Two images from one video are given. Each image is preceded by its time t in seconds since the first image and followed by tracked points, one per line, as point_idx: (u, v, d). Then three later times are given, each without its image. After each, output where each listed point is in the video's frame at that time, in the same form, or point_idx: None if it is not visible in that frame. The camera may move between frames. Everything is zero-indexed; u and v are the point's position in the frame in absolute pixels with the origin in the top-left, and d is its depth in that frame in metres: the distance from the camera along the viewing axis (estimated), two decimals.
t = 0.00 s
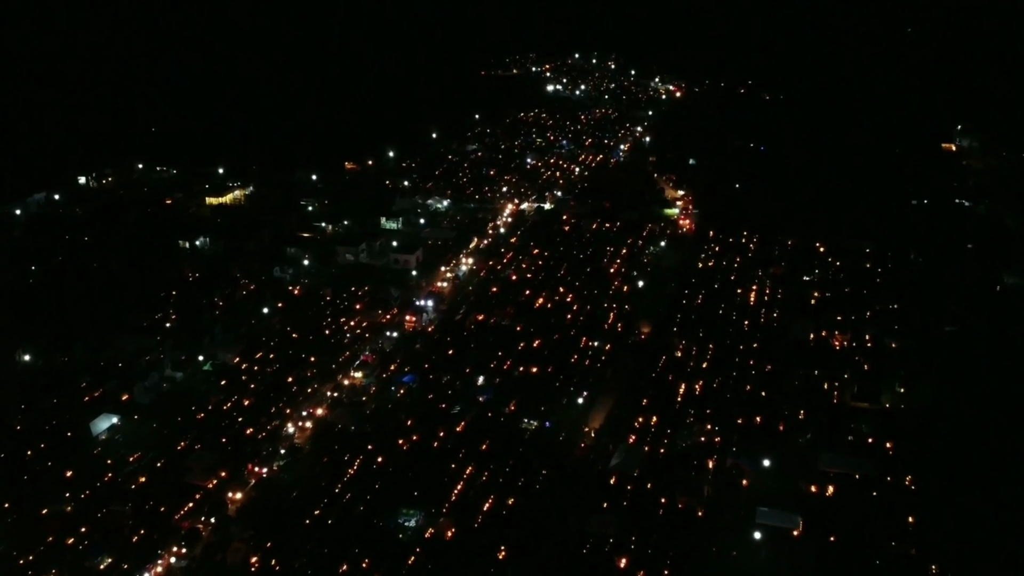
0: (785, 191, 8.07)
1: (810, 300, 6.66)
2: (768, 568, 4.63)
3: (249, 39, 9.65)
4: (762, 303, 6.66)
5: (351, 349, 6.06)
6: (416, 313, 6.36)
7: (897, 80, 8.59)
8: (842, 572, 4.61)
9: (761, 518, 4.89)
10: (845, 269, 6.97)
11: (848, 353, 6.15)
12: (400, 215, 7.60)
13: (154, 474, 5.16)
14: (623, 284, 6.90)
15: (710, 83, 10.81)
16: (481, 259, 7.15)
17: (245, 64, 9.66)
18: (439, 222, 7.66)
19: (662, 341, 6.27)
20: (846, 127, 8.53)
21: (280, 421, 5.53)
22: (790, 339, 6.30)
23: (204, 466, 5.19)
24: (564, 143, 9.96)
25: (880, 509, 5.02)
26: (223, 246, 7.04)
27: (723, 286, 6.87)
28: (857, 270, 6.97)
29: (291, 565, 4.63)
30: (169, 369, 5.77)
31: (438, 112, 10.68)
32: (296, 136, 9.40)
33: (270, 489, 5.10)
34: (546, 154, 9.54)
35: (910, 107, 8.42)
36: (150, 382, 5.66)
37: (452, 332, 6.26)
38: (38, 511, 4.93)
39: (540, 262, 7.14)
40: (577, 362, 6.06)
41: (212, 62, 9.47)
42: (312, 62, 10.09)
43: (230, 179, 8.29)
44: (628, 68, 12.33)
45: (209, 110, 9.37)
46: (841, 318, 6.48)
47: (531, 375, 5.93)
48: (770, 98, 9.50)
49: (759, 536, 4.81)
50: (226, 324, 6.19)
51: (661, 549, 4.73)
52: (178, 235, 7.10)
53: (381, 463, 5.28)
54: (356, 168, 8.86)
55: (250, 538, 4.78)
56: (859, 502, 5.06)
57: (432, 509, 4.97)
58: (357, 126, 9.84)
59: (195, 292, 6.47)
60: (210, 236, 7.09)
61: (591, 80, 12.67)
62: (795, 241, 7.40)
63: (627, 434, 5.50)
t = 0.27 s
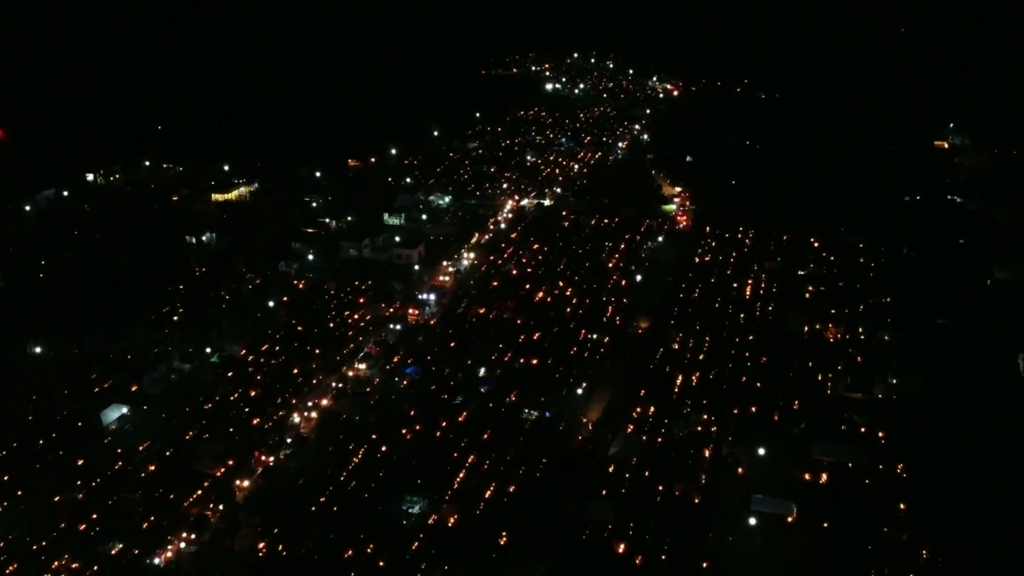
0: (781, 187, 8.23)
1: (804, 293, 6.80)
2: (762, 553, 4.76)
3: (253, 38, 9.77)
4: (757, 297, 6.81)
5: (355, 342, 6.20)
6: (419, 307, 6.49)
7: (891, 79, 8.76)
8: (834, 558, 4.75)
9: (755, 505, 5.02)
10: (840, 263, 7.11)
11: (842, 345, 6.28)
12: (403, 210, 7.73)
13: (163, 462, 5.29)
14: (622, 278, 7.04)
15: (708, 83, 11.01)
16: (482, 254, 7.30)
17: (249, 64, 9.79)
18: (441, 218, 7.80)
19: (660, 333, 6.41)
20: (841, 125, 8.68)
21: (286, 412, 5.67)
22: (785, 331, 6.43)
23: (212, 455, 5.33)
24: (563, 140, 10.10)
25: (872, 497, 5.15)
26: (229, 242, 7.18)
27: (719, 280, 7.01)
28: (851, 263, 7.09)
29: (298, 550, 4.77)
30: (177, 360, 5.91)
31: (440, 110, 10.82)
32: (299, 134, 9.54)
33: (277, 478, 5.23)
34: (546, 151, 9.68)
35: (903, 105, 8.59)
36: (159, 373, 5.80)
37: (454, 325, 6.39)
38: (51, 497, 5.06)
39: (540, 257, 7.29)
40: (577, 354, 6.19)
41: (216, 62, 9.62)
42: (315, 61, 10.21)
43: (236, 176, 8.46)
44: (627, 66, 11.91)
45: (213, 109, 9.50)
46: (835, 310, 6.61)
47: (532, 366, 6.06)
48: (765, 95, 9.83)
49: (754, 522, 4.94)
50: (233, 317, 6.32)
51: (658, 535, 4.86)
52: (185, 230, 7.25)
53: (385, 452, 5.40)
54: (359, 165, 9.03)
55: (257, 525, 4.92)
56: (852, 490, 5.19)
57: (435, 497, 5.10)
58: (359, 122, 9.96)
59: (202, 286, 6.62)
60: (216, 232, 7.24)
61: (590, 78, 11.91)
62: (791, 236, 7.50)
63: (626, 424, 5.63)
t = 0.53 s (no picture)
0: (776, 183, 8.39)
1: (799, 288, 6.94)
2: (757, 539, 4.89)
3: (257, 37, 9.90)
4: (753, 291, 6.95)
5: (358, 335, 6.33)
6: (422, 301, 6.64)
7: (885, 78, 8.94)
8: (827, 543, 4.87)
9: (750, 492, 5.14)
10: (834, 258, 7.25)
11: (835, 338, 6.42)
12: (405, 207, 7.88)
13: (172, 452, 5.41)
14: (620, 273, 7.18)
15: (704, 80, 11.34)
16: (483, 250, 7.45)
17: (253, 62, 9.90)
18: (443, 214, 7.96)
19: (657, 326, 6.54)
20: (835, 123, 8.85)
21: (292, 402, 5.79)
22: (780, 324, 6.57)
23: (220, 444, 5.45)
24: (562, 138, 10.26)
25: (864, 485, 5.28)
26: (235, 237, 7.33)
27: (716, 274, 7.15)
28: (845, 259, 7.24)
29: (304, 536, 4.89)
30: (185, 352, 6.04)
31: (441, 109, 10.99)
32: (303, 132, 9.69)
33: (283, 466, 5.36)
34: (546, 149, 9.86)
35: (896, 104, 8.76)
36: (167, 365, 5.93)
37: (456, 319, 6.53)
38: (63, 486, 5.18)
39: (540, 252, 7.44)
40: (576, 346, 6.33)
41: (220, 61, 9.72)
42: (318, 61, 10.35)
43: (242, 173, 8.60)
44: (625, 66, 12.40)
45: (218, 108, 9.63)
46: (829, 304, 6.75)
47: (532, 358, 6.20)
48: (761, 95, 10.12)
49: (749, 508, 5.07)
50: (239, 311, 6.46)
51: (656, 522, 4.99)
52: (191, 226, 7.39)
53: (388, 441, 5.53)
54: (362, 162, 9.18)
55: (264, 511, 5.05)
56: (845, 478, 5.31)
57: (438, 484, 5.22)
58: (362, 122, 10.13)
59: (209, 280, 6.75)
60: (222, 228, 7.39)
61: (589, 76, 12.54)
62: (785, 231, 7.67)
63: (624, 414, 5.76)
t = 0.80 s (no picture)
0: (772, 180, 8.55)
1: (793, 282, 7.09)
2: (753, 525, 5.02)
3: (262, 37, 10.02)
4: (749, 285, 7.09)
5: (362, 328, 6.47)
6: (424, 294, 6.79)
7: (878, 78, 9.12)
8: (820, 529, 5.01)
9: (746, 480, 5.28)
10: (828, 254, 7.40)
11: (829, 330, 6.57)
12: (408, 203, 8.04)
13: (180, 441, 5.54)
14: (618, 267, 7.33)
15: (701, 80, 11.45)
16: (485, 245, 7.61)
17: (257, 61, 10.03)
18: (445, 210, 8.12)
19: (655, 319, 6.69)
20: (830, 121, 9.01)
21: (297, 393, 5.92)
22: (775, 318, 6.71)
23: (228, 434, 5.58)
24: (562, 136, 10.42)
25: (857, 473, 5.41)
26: (240, 233, 7.48)
27: (712, 269, 7.30)
28: (839, 254, 7.39)
29: (311, 523, 5.02)
30: (192, 345, 6.18)
31: (442, 107, 11.16)
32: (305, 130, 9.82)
33: (290, 455, 5.49)
34: (546, 147, 10.03)
35: (890, 102, 8.93)
36: (175, 357, 6.07)
37: (458, 312, 6.68)
38: (74, 474, 5.30)
39: (540, 248, 7.59)
40: (575, 339, 6.47)
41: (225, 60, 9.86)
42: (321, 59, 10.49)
43: (247, 170, 8.70)
44: (623, 65, 12.63)
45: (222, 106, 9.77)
46: (823, 298, 6.89)
47: (533, 350, 6.34)
48: (756, 94, 10.25)
49: (745, 495, 5.20)
50: (245, 305, 6.61)
51: (654, 509, 5.12)
52: (198, 222, 7.56)
53: (392, 431, 5.66)
54: (365, 160, 9.34)
55: (272, 499, 5.17)
56: (838, 466, 5.45)
57: (441, 472, 5.35)
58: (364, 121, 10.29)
59: (216, 275, 6.90)
60: (228, 224, 7.55)
61: (588, 75, 12.70)
62: (780, 227, 7.84)
63: (622, 405, 5.89)
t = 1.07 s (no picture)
0: (767, 177, 8.72)
1: (788, 276, 7.24)
2: (747, 511, 5.16)
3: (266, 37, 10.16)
4: (744, 279, 7.24)
5: (366, 321, 6.61)
6: (426, 288, 6.94)
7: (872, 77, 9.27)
8: (814, 516, 5.14)
9: (741, 468, 5.41)
10: (822, 249, 7.56)
11: (823, 323, 6.70)
12: (410, 200, 8.20)
13: (189, 431, 5.66)
14: (616, 262, 7.48)
15: (698, 79, 11.56)
16: (486, 240, 7.77)
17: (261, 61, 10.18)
18: (446, 206, 8.28)
19: (652, 313, 6.83)
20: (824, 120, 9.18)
21: (303, 384, 6.06)
22: (770, 311, 6.85)
23: (235, 424, 5.71)
24: (561, 134, 10.58)
25: (851, 461, 5.54)
26: (245, 229, 7.65)
27: (709, 264, 7.45)
28: (833, 249, 7.55)
29: (317, 510, 5.15)
30: (199, 338, 6.33)
31: (442, 106, 11.32)
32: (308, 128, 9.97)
33: (295, 444, 5.62)
34: (545, 145, 10.20)
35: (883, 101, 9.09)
36: (183, 349, 6.21)
37: (460, 306, 6.83)
38: (85, 462, 5.43)
39: (540, 243, 7.76)
40: (574, 332, 6.61)
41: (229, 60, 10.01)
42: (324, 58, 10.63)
43: (252, 168, 8.86)
44: (621, 65, 12.57)
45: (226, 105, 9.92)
46: (817, 292, 7.03)
47: (533, 343, 6.47)
48: (754, 92, 10.48)
49: (740, 483, 5.33)
50: (251, 298, 6.76)
51: (651, 496, 5.25)
52: (204, 218, 7.73)
53: (396, 421, 5.78)
54: (367, 157, 9.49)
55: (279, 486, 5.30)
56: (832, 455, 5.58)
57: (444, 461, 5.48)
58: (366, 119, 10.44)
59: (222, 269, 7.07)
60: (235, 220, 7.72)
61: (586, 74, 12.75)
62: (775, 223, 8.00)
63: (621, 395, 6.03)
